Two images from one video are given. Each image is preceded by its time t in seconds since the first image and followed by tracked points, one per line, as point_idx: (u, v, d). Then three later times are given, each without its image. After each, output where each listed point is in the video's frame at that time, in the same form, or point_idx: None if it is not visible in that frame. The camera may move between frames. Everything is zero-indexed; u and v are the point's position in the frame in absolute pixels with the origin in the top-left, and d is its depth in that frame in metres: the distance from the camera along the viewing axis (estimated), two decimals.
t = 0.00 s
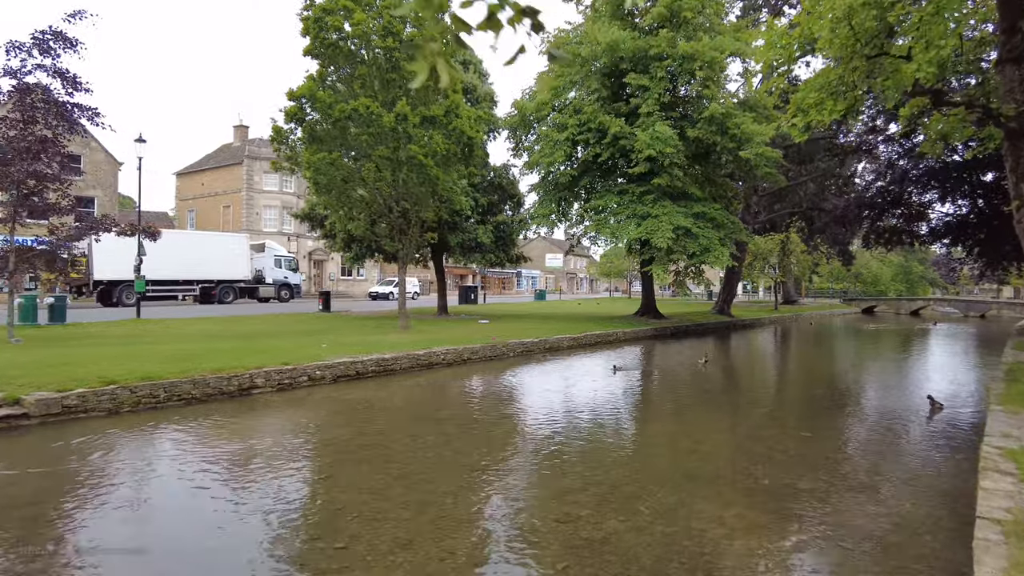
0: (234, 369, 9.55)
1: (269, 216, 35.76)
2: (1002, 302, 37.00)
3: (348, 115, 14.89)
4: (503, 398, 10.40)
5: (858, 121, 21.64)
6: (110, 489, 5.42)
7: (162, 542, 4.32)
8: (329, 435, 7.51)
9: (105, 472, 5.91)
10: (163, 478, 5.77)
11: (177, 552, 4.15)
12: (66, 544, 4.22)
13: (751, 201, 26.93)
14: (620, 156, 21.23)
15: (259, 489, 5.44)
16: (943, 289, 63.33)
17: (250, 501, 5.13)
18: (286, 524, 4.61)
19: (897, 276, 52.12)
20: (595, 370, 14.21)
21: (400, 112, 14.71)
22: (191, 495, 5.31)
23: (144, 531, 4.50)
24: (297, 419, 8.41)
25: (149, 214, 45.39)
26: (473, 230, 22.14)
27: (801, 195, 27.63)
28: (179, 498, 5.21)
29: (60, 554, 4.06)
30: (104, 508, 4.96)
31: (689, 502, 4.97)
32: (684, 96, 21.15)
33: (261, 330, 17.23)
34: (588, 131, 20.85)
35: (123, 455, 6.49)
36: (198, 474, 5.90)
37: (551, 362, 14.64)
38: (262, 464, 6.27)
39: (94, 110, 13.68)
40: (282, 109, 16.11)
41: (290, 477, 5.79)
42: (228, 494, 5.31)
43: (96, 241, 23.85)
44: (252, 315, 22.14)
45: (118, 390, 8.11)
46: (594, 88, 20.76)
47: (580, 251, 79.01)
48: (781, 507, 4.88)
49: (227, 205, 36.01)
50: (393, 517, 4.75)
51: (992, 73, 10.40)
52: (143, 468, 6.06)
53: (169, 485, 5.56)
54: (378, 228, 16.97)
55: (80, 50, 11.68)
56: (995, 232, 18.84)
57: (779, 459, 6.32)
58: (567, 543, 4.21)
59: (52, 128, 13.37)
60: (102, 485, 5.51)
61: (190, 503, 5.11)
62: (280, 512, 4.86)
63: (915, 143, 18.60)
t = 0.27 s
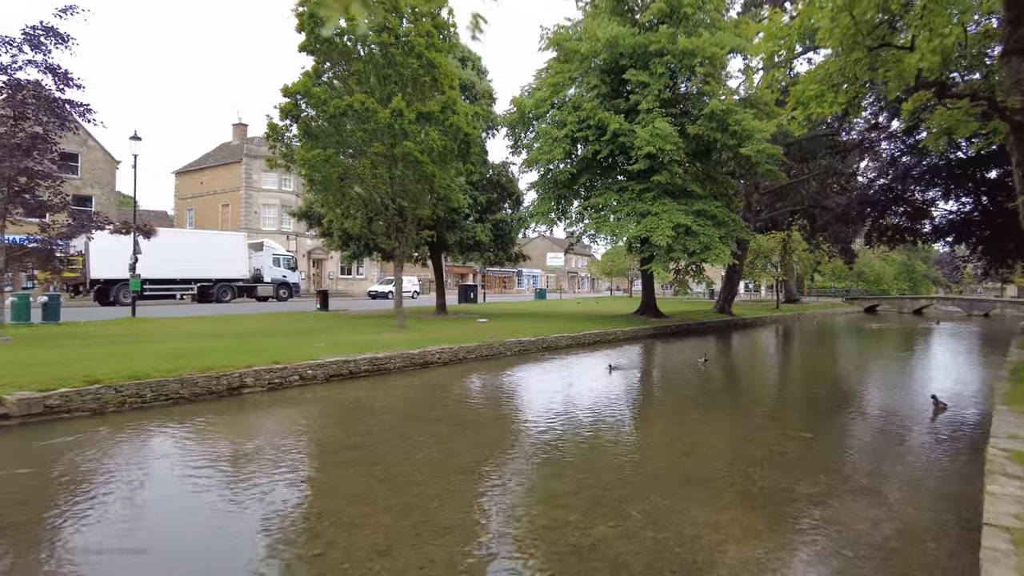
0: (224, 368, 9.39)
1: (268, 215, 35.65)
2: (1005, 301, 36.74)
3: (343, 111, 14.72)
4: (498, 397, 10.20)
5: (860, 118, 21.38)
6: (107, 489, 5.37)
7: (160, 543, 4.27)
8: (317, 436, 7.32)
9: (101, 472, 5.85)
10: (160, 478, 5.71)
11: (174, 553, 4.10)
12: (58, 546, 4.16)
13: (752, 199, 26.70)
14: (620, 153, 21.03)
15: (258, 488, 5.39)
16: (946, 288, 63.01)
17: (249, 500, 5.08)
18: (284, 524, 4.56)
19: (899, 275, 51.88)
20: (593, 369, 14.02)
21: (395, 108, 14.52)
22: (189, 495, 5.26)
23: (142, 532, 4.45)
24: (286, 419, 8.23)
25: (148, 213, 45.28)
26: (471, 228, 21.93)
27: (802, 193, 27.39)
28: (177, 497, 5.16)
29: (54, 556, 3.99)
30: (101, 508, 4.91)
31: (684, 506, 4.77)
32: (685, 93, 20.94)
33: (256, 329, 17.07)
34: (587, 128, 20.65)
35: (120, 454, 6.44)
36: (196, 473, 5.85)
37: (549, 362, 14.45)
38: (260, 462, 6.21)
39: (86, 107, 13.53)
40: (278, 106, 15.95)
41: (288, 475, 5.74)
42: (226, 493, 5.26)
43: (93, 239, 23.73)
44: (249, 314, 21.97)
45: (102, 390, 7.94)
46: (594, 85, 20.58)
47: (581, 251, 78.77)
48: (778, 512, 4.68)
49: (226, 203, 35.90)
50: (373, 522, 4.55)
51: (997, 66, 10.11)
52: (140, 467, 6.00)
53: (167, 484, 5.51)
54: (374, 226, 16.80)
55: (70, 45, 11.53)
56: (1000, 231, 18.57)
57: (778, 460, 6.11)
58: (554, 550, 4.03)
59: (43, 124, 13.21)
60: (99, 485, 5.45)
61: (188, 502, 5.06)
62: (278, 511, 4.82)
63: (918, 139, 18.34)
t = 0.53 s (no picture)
0: (211, 370, 9.23)
1: (265, 214, 35.51)
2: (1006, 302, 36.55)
3: (337, 109, 14.56)
4: (491, 399, 10.04)
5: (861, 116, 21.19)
6: (105, 489, 5.37)
7: (158, 544, 4.27)
8: (303, 440, 7.15)
9: (96, 473, 5.83)
10: (157, 479, 5.70)
11: (174, 554, 4.10)
12: (55, 547, 4.15)
13: (751, 198, 26.51)
14: (618, 151, 20.85)
15: (256, 488, 5.40)
16: (947, 288, 62.77)
17: (247, 500, 5.10)
18: (280, 525, 4.54)
19: (900, 275, 51.75)
20: (590, 370, 13.87)
21: (389, 106, 14.34)
22: (187, 495, 5.26)
23: (142, 532, 4.46)
24: (273, 422, 8.07)
25: (145, 212, 45.06)
26: (469, 227, 21.73)
27: (802, 192, 27.20)
28: (176, 498, 5.17)
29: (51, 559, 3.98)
30: (100, 509, 4.92)
31: (676, 516, 4.60)
32: (684, 91, 20.77)
33: (249, 330, 16.91)
34: (586, 127, 20.47)
35: (117, 455, 6.43)
36: (193, 474, 5.85)
37: (545, 362, 14.29)
38: (256, 463, 6.21)
39: (75, 104, 13.37)
40: (272, 104, 15.78)
41: (286, 476, 5.75)
42: (225, 494, 5.27)
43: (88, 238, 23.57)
44: (245, 314, 21.81)
45: (86, 393, 7.77)
46: (593, 83, 20.41)
47: (581, 250, 78.62)
48: (773, 522, 4.52)
49: (223, 202, 35.75)
50: (353, 534, 4.38)
51: (1000, 62, 9.93)
52: (137, 468, 5.99)
53: (165, 485, 5.51)
54: (369, 225, 16.63)
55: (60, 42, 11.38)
56: (1001, 231, 18.39)
57: (775, 467, 5.93)
58: (540, 563, 3.87)
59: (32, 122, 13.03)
60: (96, 486, 5.45)
61: (187, 503, 5.06)
62: (277, 512, 4.83)
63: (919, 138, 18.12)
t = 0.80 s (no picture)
0: (198, 371, 9.08)
1: (262, 214, 35.38)
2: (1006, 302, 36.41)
3: (331, 107, 14.40)
4: (483, 400, 9.89)
5: (860, 115, 21.04)
6: (100, 489, 5.31)
7: (154, 540, 4.26)
8: (288, 443, 7.00)
9: (84, 475, 5.73)
10: (153, 477, 5.69)
11: (173, 552, 4.07)
12: (29, 551, 4.03)
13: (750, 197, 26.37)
14: (615, 150, 20.69)
15: (254, 487, 5.38)
16: (947, 288, 62.58)
17: (246, 499, 5.07)
18: (273, 524, 4.53)
19: (900, 275, 51.67)
20: (585, 371, 13.72)
21: (383, 104, 14.19)
22: (185, 495, 5.22)
23: (140, 531, 4.42)
24: (259, 424, 7.91)
25: (142, 212, 44.91)
26: (465, 227, 21.56)
27: (801, 191, 27.05)
28: (173, 497, 5.13)
29: (43, 559, 3.91)
30: (96, 508, 4.86)
31: (665, 525, 4.44)
32: (682, 90, 20.65)
33: (243, 330, 16.76)
34: (583, 125, 20.31)
35: (113, 454, 6.38)
36: (189, 474, 5.80)
37: (540, 363, 14.14)
38: (250, 463, 6.18)
39: (65, 102, 13.20)
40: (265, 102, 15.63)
41: (282, 476, 5.72)
42: (222, 493, 5.23)
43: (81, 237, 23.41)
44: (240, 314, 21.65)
45: (68, 395, 7.62)
46: (590, 81, 20.27)
47: (580, 250, 78.47)
48: (765, 530, 4.36)
49: (219, 202, 35.61)
50: (329, 543, 4.21)
51: (1001, 59, 9.78)
52: (132, 468, 5.94)
53: (161, 484, 5.46)
54: (363, 224, 16.48)
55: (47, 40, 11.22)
56: (1002, 230, 18.23)
57: (768, 472, 5.77)
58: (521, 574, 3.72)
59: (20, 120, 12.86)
60: (90, 486, 5.38)
61: (182, 500, 5.06)
62: (275, 511, 4.80)
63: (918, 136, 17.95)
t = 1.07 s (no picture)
0: (182, 374, 8.92)
1: (258, 214, 35.27)
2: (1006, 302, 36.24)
3: (322, 106, 14.26)
4: (474, 402, 9.71)
5: (858, 113, 20.89)
6: (96, 493, 5.37)
7: (148, 544, 4.32)
8: (270, 448, 6.84)
9: (70, 480, 5.70)
10: (149, 480, 5.75)
11: (171, 554, 4.15)
12: (14, 560, 4.02)
13: (748, 197, 26.22)
14: (611, 150, 20.53)
15: (249, 489, 5.46)
16: (947, 288, 62.41)
17: (242, 501, 5.16)
18: (264, 526, 4.57)
19: (899, 275, 51.60)
20: (580, 372, 13.56)
21: (374, 102, 14.04)
22: (181, 498, 5.28)
23: (137, 535, 4.49)
24: (243, 428, 7.75)
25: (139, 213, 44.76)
26: (461, 227, 21.39)
27: (800, 190, 26.89)
28: (170, 501, 5.20)
29: (34, 566, 3.94)
30: (93, 512, 4.93)
31: (650, 535, 4.29)
32: (679, 89, 20.52)
33: (235, 331, 16.60)
34: (578, 125, 20.16)
35: (108, 457, 6.44)
36: (184, 477, 5.86)
37: (534, 364, 13.97)
38: (243, 465, 6.20)
39: (52, 101, 13.03)
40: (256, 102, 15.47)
41: (276, 477, 5.80)
42: (218, 495, 5.31)
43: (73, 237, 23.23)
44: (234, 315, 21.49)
45: (46, 398, 7.46)
46: (586, 80, 20.13)
47: (579, 250, 78.34)
48: (753, 541, 4.19)
49: (216, 202, 35.47)
50: (299, 555, 4.07)
51: (998, 55, 9.63)
52: (128, 471, 6.00)
53: (157, 488, 5.53)
54: (356, 224, 16.32)
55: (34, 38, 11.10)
56: (1001, 230, 18.06)
57: (759, 478, 5.61)
58: None
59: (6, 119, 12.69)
60: (85, 490, 5.44)
61: (177, 504, 5.13)
62: (270, 512, 4.89)
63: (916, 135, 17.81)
